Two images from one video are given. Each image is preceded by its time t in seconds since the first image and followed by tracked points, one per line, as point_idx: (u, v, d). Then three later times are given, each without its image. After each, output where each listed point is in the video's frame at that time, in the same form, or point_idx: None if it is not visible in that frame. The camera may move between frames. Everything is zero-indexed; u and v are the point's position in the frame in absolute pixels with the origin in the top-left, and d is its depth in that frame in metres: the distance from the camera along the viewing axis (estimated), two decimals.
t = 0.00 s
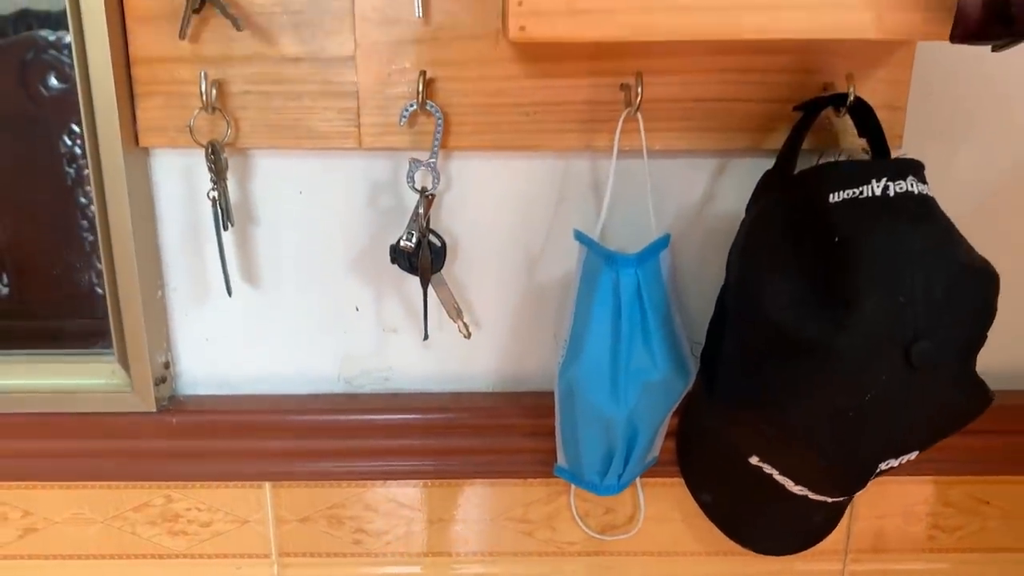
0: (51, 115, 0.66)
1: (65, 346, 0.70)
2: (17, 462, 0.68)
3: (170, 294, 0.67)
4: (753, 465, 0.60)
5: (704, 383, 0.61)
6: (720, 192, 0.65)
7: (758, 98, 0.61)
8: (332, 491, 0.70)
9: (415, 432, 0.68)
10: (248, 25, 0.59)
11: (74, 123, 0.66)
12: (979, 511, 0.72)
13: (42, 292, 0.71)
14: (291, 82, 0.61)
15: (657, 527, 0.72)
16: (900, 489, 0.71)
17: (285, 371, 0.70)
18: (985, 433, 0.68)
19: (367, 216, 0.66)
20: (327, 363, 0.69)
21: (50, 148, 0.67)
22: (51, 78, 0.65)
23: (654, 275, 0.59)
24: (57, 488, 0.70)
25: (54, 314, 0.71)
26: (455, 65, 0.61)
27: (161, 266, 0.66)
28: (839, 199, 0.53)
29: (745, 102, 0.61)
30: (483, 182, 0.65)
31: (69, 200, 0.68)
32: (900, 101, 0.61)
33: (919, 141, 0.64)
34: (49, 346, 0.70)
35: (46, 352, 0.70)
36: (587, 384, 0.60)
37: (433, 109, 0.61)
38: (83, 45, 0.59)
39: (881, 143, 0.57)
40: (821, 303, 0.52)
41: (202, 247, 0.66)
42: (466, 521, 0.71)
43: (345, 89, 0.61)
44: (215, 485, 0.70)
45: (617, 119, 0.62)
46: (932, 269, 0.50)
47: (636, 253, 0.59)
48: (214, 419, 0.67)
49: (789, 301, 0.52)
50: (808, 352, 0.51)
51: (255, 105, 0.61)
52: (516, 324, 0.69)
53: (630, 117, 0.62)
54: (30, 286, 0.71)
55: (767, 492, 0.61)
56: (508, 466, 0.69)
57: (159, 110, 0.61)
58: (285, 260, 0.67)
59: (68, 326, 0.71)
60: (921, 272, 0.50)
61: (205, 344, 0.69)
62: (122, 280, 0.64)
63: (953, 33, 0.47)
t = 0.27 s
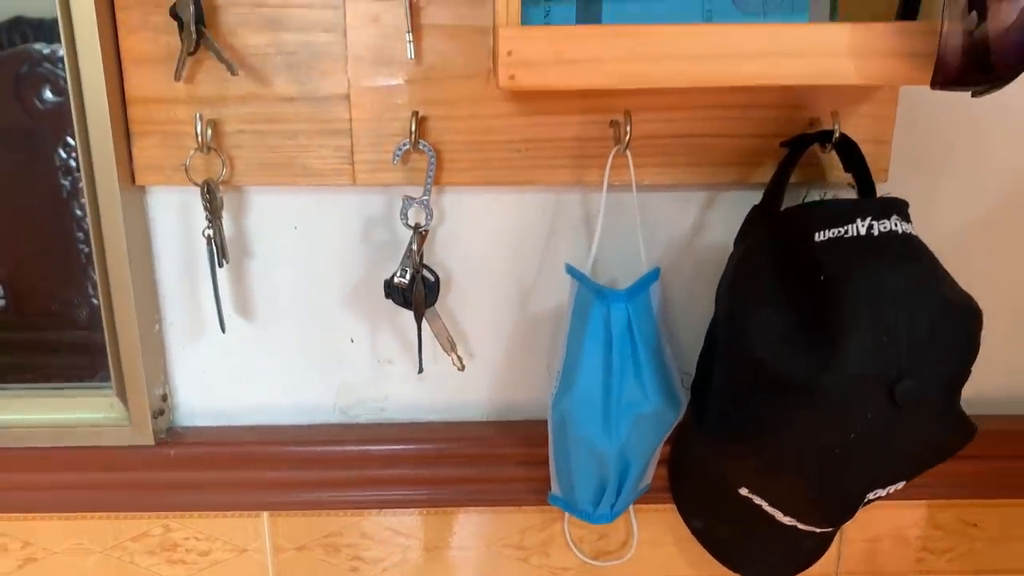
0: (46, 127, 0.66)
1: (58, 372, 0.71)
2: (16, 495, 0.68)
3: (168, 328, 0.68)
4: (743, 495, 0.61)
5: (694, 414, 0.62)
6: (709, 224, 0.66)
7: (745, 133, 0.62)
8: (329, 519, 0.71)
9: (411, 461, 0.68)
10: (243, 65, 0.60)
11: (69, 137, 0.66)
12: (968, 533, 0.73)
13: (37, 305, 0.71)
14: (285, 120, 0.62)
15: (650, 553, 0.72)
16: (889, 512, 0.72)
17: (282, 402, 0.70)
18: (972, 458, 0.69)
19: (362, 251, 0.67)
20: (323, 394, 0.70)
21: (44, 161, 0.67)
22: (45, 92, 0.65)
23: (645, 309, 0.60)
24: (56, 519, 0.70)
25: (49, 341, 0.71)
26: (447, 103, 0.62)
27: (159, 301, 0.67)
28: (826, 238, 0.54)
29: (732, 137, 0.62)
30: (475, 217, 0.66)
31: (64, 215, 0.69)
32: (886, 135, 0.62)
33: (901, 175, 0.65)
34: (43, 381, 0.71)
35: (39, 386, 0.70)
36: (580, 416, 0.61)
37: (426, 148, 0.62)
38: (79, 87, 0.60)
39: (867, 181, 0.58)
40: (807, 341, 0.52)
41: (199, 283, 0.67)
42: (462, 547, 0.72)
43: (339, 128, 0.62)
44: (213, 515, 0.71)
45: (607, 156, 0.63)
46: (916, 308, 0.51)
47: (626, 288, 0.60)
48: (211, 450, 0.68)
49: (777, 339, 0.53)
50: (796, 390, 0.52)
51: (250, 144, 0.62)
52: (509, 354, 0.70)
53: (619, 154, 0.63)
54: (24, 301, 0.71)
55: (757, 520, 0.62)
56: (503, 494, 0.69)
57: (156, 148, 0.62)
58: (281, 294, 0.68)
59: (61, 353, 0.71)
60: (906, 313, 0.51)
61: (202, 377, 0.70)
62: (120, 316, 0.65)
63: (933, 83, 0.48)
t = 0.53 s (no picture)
0: (42, 142, 0.68)
1: (64, 395, 0.73)
2: (19, 527, 0.69)
3: (168, 362, 0.69)
4: (735, 525, 0.62)
5: (687, 444, 0.63)
6: (700, 256, 0.67)
7: (734, 169, 0.64)
8: (328, 548, 0.72)
9: (409, 491, 0.69)
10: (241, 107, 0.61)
11: (64, 150, 0.67)
12: (958, 555, 0.74)
13: (36, 316, 0.73)
14: (283, 160, 0.63)
15: None
16: (880, 536, 0.73)
17: (281, 434, 0.71)
18: (962, 483, 0.70)
19: (359, 285, 0.68)
20: (322, 425, 0.71)
21: (41, 176, 0.69)
22: (42, 106, 0.67)
23: (637, 342, 0.61)
24: (59, 551, 0.71)
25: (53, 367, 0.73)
26: (442, 141, 0.63)
27: (159, 336, 0.68)
28: (813, 275, 0.56)
29: (722, 172, 0.64)
30: (471, 251, 0.67)
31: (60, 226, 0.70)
32: (874, 170, 0.63)
33: (887, 209, 0.67)
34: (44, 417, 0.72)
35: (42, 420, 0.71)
36: (575, 448, 0.61)
37: (421, 188, 0.63)
38: (79, 130, 0.61)
39: (856, 218, 0.59)
40: (796, 379, 0.54)
41: (198, 317, 0.68)
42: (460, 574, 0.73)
43: (336, 166, 0.63)
44: (214, 545, 0.72)
45: (599, 193, 0.64)
46: (902, 345, 0.53)
47: (619, 322, 0.61)
48: (212, 482, 0.69)
49: (768, 376, 0.54)
50: (785, 426, 0.54)
51: (249, 183, 0.63)
52: (505, 385, 0.71)
53: (611, 193, 0.64)
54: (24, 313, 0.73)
55: (753, 547, 0.63)
56: (500, 522, 0.70)
57: (155, 188, 0.63)
58: (280, 328, 0.69)
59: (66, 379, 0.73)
60: (892, 351, 0.53)
61: (202, 410, 0.70)
62: (121, 351, 0.66)
63: (917, 126, 0.49)
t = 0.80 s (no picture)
0: (38, 157, 0.67)
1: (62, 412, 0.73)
2: (19, 558, 0.70)
3: (166, 394, 0.70)
4: (725, 552, 0.63)
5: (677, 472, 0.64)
6: (688, 285, 0.68)
7: (722, 201, 0.65)
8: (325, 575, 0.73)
9: (405, 518, 0.70)
10: (235, 145, 0.62)
11: (60, 165, 0.67)
12: None
13: (34, 326, 0.73)
14: (278, 196, 0.64)
15: None
16: (870, 558, 0.74)
17: (278, 462, 0.72)
18: (948, 505, 0.71)
19: (354, 317, 0.69)
20: (318, 453, 0.72)
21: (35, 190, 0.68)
22: (37, 121, 0.66)
23: (628, 374, 0.62)
24: None
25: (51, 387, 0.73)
26: (435, 176, 0.64)
27: (156, 369, 0.69)
28: (798, 309, 0.57)
29: (711, 204, 0.65)
30: (464, 283, 0.68)
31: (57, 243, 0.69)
32: (860, 201, 0.64)
33: (871, 239, 0.69)
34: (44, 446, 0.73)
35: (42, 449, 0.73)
36: (567, 477, 0.63)
37: (415, 223, 0.64)
38: (76, 170, 0.61)
39: (842, 251, 0.60)
40: (782, 411, 0.55)
41: (195, 350, 0.69)
42: None
43: (330, 202, 0.64)
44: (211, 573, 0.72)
45: (589, 226, 0.65)
46: (886, 378, 0.54)
47: (610, 353, 0.62)
48: (210, 511, 0.70)
49: (755, 408, 0.55)
50: (773, 458, 0.55)
51: (244, 219, 0.64)
52: (498, 413, 0.72)
53: (600, 227, 0.65)
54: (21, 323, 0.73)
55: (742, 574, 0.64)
56: (494, 547, 0.71)
57: (151, 224, 0.64)
58: (276, 359, 0.70)
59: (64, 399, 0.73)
60: (875, 383, 0.54)
61: (200, 440, 0.71)
62: (119, 384, 0.67)
63: (896, 168, 0.50)
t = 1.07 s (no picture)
0: (36, 171, 0.68)
1: (62, 424, 0.74)
2: None
3: (164, 421, 0.71)
4: None
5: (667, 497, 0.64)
6: (678, 311, 0.69)
7: (710, 230, 0.66)
8: None
9: (400, 542, 0.71)
10: (231, 180, 0.64)
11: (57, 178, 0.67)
12: None
13: (34, 342, 0.73)
14: (273, 228, 0.65)
15: None
16: None
17: (274, 487, 0.73)
18: (936, 527, 0.72)
19: (349, 344, 0.70)
20: (314, 478, 0.73)
21: (32, 202, 0.69)
22: (34, 134, 0.66)
23: (620, 402, 0.63)
24: None
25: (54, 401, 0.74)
26: (428, 207, 0.65)
27: (154, 396, 0.70)
28: (786, 340, 0.58)
29: (699, 234, 0.66)
30: (457, 310, 0.69)
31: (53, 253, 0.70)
32: (847, 230, 0.65)
33: (857, 267, 0.70)
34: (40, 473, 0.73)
35: (38, 475, 0.73)
36: (560, 504, 0.63)
37: (409, 255, 0.65)
38: (74, 204, 0.62)
39: (829, 281, 0.61)
40: (769, 442, 0.56)
41: (192, 378, 0.70)
42: None
43: (325, 233, 0.65)
44: None
45: (580, 256, 0.67)
46: (870, 410, 0.56)
47: (601, 382, 0.63)
48: (207, 536, 0.71)
49: (743, 438, 0.56)
50: (761, 488, 0.56)
51: (240, 250, 0.65)
52: (492, 438, 0.72)
53: (591, 256, 0.66)
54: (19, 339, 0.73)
55: None
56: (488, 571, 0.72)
57: (149, 255, 0.65)
58: (272, 386, 0.71)
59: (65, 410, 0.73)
60: (860, 415, 0.55)
61: (197, 465, 0.72)
62: (118, 411, 0.67)
63: (878, 204, 0.52)
